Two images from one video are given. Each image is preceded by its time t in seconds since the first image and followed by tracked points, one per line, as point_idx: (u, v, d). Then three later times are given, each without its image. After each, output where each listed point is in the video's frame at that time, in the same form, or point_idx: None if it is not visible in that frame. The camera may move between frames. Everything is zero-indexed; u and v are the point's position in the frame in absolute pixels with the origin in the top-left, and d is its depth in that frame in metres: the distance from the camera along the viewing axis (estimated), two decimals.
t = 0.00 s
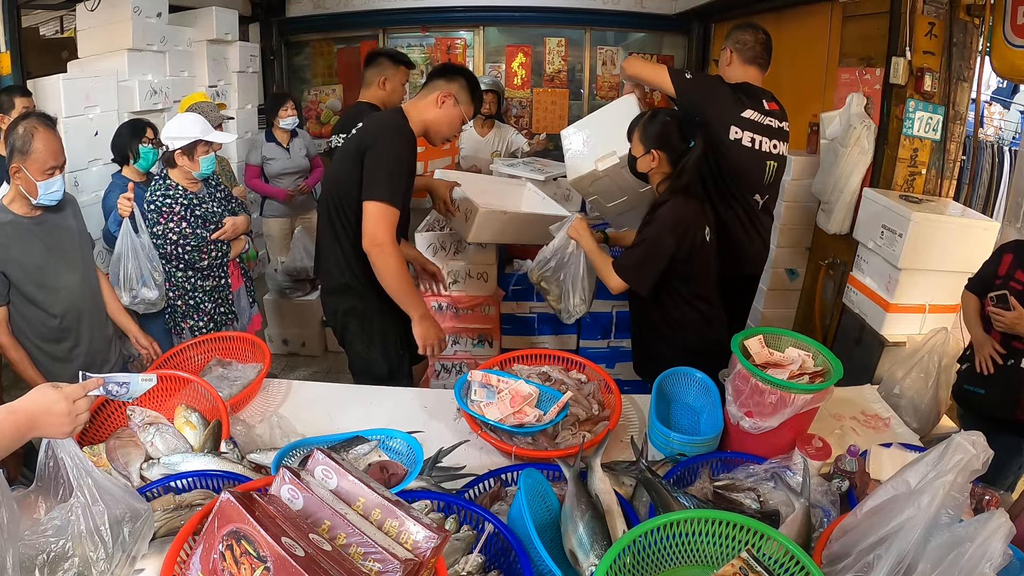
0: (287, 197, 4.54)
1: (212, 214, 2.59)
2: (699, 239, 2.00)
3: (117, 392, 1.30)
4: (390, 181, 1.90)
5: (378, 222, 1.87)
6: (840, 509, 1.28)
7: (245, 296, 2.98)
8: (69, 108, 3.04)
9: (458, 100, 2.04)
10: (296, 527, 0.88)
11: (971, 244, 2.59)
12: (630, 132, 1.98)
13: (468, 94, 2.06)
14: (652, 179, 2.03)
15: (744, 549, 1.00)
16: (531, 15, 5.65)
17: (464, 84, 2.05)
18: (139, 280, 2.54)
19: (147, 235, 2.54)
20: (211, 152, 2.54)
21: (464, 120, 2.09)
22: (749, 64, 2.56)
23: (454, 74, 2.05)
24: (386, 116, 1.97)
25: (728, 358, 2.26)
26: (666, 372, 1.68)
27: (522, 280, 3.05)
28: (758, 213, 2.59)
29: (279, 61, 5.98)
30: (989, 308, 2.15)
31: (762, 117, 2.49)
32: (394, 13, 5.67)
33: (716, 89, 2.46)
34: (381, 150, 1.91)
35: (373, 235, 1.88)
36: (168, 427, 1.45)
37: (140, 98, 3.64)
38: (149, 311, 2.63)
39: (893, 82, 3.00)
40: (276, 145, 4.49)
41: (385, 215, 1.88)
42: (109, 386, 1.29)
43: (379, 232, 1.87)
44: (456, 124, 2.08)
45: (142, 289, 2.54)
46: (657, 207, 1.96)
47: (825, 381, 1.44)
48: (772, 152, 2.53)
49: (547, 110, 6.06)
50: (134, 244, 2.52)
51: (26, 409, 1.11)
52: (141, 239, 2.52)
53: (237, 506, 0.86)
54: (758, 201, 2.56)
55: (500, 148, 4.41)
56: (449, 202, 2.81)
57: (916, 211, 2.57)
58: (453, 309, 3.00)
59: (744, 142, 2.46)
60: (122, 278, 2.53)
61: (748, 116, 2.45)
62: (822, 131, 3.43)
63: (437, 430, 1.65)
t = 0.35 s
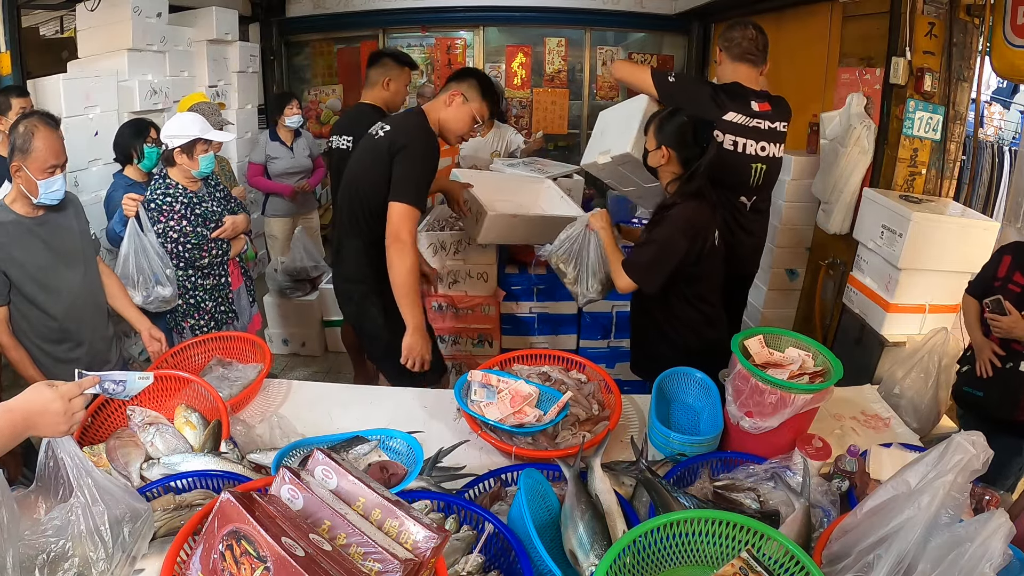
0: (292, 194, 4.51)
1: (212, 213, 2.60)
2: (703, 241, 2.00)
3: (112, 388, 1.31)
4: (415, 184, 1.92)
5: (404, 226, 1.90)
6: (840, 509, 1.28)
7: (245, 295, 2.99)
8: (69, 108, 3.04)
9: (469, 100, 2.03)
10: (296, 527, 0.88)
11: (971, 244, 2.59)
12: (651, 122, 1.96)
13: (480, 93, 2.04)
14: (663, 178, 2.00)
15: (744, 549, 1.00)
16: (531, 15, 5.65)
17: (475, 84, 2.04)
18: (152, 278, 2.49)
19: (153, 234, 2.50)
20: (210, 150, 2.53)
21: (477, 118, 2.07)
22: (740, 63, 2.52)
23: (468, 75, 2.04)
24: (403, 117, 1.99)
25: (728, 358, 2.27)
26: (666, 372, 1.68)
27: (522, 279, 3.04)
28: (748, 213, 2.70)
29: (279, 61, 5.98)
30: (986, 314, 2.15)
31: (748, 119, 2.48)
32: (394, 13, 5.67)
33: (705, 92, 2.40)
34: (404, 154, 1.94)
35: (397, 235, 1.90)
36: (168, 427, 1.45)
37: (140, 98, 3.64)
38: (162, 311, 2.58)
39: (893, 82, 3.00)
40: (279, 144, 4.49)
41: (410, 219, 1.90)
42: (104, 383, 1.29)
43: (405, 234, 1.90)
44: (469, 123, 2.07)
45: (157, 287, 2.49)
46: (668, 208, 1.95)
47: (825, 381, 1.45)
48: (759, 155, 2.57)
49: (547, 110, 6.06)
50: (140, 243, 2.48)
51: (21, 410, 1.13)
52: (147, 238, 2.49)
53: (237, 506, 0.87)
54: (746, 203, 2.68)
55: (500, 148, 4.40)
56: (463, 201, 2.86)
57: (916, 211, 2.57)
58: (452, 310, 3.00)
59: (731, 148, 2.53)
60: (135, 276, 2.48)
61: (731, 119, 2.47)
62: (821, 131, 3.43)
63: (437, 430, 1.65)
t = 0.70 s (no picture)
0: (296, 192, 4.54)
1: (213, 212, 2.61)
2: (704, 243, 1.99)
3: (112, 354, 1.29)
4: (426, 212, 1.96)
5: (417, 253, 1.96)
6: (840, 509, 1.28)
7: (245, 294, 2.99)
8: (69, 108, 3.04)
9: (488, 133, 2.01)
10: (296, 527, 0.88)
11: (971, 245, 2.59)
12: (655, 125, 1.98)
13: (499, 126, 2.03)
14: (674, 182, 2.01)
15: (744, 549, 1.00)
16: (531, 15, 5.65)
17: (496, 118, 1.99)
18: (158, 280, 2.46)
19: (158, 235, 2.46)
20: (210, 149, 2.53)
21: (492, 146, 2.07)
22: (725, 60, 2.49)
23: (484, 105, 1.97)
24: (413, 136, 1.96)
25: (728, 358, 2.26)
26: (666, 372, 1.68)
27: (522, 280, 3.01)
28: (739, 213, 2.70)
29: (279, 61, 5.98)
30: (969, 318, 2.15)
31: (725, 116, 2.50)
32: (394, 13, 5.66)
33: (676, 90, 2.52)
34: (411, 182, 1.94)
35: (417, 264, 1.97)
36: (168, 427, 1.45)
37: (139, 99, 3.64)
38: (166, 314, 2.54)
39: (893, 82, 3.00)
40: (284, 143, 4.49)
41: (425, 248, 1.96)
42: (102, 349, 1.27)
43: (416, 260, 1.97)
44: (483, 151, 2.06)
45: (162, 289, 2.47)
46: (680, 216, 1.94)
47: (825, 381, 1.44)
48: (742, 152, 2.57)
49: (547, 110, 6.06)
50: (145, 245, 2.43)
51: (9, 384, 1.16)
52: (152, 240, 2.45)
53: (237, 506, 0.86)
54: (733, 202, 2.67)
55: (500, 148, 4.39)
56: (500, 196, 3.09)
57: (916, 211, 2.57)
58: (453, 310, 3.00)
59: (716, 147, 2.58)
60: (140, 279, 2.44)
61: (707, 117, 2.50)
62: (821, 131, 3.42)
63: (437, 430, 1.65)
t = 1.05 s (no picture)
0: (297, 192, 4.53)
1: (213, 211, 2.62)
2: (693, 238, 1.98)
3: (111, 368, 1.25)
4: (398, 195, 1.87)
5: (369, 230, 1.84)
6: (840, 509, 1.28)
7: (245, 294, 2.99)
8: (69, 108, 3.04)
9: (483, 109, 1.92)
10: (296, 527, 0.88)
11: (970, 245, 2.59)
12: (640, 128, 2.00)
13: (497, 106, 1.91)
14: (663, 178, 2.00)
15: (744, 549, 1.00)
16: (531, 15, 5.65)
17: (494, 93, 1.90)
18: (162, 285, 2.45)
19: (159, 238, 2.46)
20: (203, 151, 2.51)
21: (492, 131, 1.95)
22: (724, 60, 2.56)
23: (491, 83, 1.91)
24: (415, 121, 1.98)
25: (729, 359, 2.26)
26: (667, 372, 1.68)
27: (521, 279, 3.01)
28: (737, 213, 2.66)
29: (279, 61, 5.98)
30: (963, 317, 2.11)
31: (722, 116, 2.53)
32: (394, 13, 5.66)
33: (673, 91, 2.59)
34: (401, 161, 1.90)
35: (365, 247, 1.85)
36: (168, 427, 1.45)
37: (139, 99, 3.64)
38: (171, 318, 2.54)
39: (893, 82, 3.00)
40: (288, 143, 4.51)
41: (379, 226, 1.84)
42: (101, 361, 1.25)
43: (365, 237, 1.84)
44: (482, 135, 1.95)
45: (167, 293, 2.46)
46: (673, 209, 1.92)
47: (825, 381, 1.45)
48: (739, 151, 2.56)
49: (547, 110, 6.05)
50: (147, 250, 2.43)
51: (13, 394, 1.16)
52: (154, 244, 2.44)
53: (237, 506, 0.86)
54: (730, 200, 2.64)
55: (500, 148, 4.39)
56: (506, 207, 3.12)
57: (915, 211, 2.56)
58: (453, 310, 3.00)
59: (713, 146, 2.58)
60: (144, 284, 2.43)
61: (705, 116, 2.54)
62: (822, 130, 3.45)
63: (437, 430, 1.65)
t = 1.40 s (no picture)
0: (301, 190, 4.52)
1: (212, 211, 2.62)
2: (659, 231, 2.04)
3: (63, 387, 1.28)
4: (401, 208, 1.75)
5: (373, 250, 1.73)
6: (840, 509, 1.28)
7: (245, 294, 2.99)
8: (69, 108, 3.04)
9: (489, 108, 1.83)
10: (296, 527, 0.88)
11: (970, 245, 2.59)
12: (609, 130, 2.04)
13: (502, 102, 1.80)
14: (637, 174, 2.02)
15: (744, 549, 1.00)
16: (531, 15, 5.65)
17: (498, 89, 1.80)
18: (154, 292, 2.49)
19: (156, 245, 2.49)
20: (200, 150, 2.51)
21: (501, 129, 1.86)
22: (733, 60, 2.61)
23: (493, 78, 1.79)
24: (420, 126, 1.92)
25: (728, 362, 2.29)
26: (667, 372, 1.68)
27: (521, 279, 3.01)
28: (733, 208, 2.65)
29: (279, 61, 5.98)
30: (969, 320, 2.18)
31: (726, 111, 2.55)
32: (394, 13, 5.66)
33: (682, 89, 2.66)
34: (402, 169, 1.81)
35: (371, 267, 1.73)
36: (168, 427, 1.45)
37: (140, 99, 3.64)
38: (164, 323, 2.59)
39: (893, 82, 3.00)
40: (290, 143, 4.51)
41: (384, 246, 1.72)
42: (54, 379, 1.28)
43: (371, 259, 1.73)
44: (492, 133, 1.87)
45: (158, 300, 2.50)
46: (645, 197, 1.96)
47: (825, 381, 1.45)
48: (739, 146, 2.55)
49: (547, 110, 6.05)
50: (143, 255, 2.47)
51: None
52: (151, 249, 2.48)
53: (237, 506, 0.86)
54: (728, 195, 2.64)
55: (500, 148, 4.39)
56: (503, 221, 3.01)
57: (916, 211, 2.56)
58: (453, 310, 3.01)
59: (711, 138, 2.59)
60: (134, 290, 2.49)
61: (708, 109, 2.58)
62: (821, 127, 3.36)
63: (437, 430, 1.65)
